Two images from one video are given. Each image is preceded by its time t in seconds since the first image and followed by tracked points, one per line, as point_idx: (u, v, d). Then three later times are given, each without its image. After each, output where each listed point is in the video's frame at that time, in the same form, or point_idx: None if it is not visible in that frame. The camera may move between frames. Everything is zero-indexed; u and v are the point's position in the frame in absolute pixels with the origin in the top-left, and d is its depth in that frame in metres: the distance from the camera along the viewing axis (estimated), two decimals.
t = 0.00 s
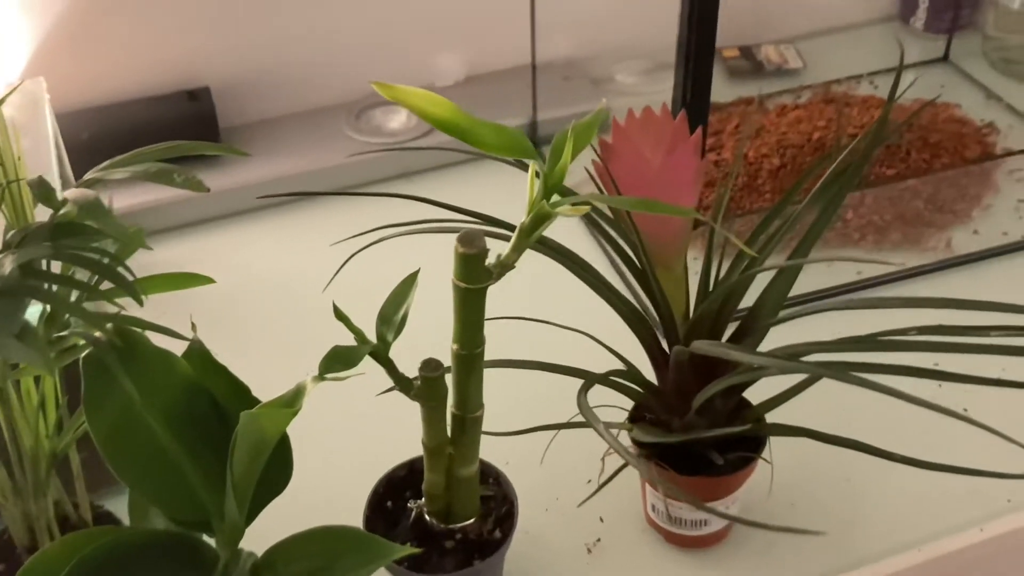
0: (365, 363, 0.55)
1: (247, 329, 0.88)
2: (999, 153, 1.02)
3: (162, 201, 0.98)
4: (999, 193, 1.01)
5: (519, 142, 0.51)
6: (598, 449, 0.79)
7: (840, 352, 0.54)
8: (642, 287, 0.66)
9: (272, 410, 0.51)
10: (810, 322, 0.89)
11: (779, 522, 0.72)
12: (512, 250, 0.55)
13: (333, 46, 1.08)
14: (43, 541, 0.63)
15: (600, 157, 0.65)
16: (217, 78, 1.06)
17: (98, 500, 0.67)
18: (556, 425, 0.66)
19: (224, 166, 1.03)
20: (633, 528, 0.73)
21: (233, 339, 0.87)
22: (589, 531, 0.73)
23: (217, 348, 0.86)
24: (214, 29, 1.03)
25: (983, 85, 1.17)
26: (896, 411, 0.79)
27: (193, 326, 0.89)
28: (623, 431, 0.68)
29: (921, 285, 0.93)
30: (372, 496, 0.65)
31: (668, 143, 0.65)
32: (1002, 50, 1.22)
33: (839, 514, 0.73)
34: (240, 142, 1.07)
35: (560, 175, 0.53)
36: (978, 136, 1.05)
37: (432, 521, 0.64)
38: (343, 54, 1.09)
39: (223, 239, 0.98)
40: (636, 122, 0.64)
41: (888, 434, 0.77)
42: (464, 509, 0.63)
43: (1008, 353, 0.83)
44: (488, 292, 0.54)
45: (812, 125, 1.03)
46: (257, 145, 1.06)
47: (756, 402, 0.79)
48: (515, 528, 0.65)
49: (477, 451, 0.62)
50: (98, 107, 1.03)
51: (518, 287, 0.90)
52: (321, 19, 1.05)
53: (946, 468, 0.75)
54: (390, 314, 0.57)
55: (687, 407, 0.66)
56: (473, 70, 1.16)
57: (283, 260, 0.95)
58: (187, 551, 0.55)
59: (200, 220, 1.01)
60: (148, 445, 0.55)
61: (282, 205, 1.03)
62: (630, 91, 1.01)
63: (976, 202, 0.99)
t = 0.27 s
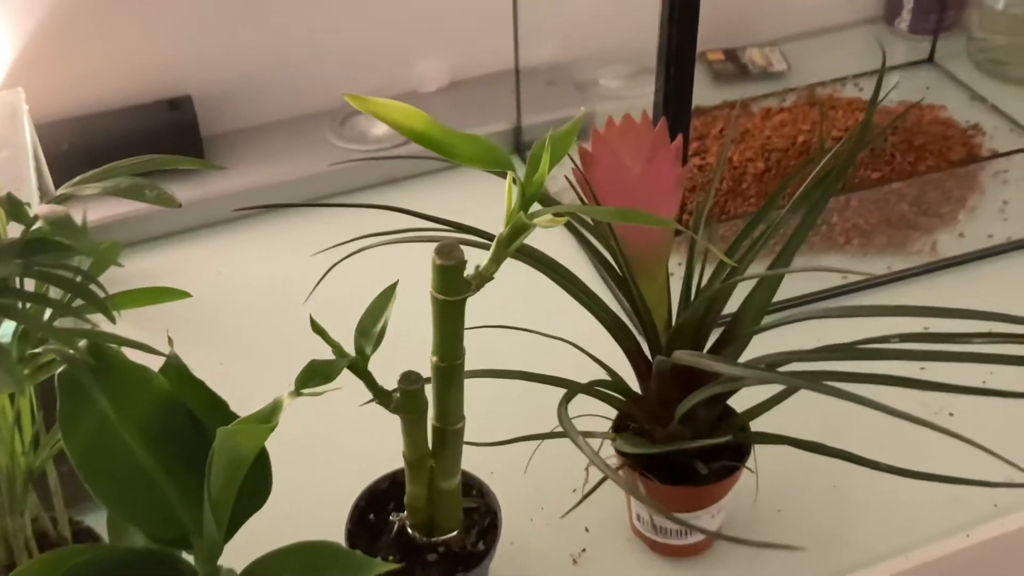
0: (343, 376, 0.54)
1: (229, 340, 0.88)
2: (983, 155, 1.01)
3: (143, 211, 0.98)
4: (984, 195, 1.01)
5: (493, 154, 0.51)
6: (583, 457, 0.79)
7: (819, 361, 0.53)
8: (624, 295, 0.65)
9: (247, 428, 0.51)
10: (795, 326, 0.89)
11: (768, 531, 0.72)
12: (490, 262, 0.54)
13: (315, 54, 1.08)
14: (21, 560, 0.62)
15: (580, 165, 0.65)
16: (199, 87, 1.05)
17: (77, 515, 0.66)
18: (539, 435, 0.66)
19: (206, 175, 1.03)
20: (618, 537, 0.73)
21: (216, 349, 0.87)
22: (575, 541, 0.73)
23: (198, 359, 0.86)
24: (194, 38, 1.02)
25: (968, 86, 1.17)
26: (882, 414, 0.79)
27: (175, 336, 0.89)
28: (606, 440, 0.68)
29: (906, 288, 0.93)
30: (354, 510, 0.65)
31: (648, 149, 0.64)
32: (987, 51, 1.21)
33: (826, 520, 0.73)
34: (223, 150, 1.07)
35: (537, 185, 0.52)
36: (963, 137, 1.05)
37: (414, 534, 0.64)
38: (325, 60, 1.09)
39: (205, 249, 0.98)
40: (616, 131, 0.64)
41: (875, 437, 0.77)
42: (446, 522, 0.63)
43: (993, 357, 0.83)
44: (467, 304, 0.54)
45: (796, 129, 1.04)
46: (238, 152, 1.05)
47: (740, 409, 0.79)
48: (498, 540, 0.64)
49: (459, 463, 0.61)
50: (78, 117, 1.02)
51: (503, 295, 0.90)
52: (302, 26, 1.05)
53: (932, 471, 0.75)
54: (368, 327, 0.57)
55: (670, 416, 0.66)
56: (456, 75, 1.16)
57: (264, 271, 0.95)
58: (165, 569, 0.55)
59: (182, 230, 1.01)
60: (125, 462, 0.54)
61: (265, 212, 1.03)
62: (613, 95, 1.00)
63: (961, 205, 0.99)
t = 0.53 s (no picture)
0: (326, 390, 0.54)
1: (215, 350, 0.87)
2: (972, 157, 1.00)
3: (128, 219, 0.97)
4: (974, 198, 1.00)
5: (477, 163, 0.50)
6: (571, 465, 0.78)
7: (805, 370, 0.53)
8: (611, 302, 0.65)
9: (228, 443, 0.50)
10: (784, 333, 0.89)
11: (759, 539, 0.71)
12: (474, 273, 0.53)
13: (300, 59, 1.07)
14: None
15: (567, 173, 0.64)
16: (184, 93, 1.05)
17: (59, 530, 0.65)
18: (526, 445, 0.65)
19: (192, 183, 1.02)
20: (608, 547, 0.72)
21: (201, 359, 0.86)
22: (564, 551, 0.72)
23: (184, 369, 0.85)
24: (179, 44, 1.01)
25: (957, 87, 1.16)
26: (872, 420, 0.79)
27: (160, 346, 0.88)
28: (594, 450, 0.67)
29: (896, 292, 0.92)
30: (340, 523, 0.64)
31: (635, 153, 0.63)
32: (974, 52, 1.20)
33: (816, 528, 0.72)
34: (209, 157, 1.06)
35: (520, 195, 0.52)
36: (952, 139, 1.05)
37: (400, 547, 0.63)
38: (311, 66, 1.08)
39: (191, 258, 0.97)
40: (602, 138, 0.63)
41: (864, 444, 0.77)
42: (433, 534, 0.62)
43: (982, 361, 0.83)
44: (451, 315, 0.53)
45: (784, 132, 1.04)
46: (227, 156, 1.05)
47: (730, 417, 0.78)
48: (486, 551, 0.64)
49: (445, 475, 0.60)
50: (61, 125, 1.01)
51: (491, 303, 0.90)
52: (287, 32, 1.05)
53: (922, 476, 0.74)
54: (352, 339, 0.56)
55: (658, 425, 0.65)
56: (443, 81, 1.15)
57: (251, 279, 0.94)
58: None
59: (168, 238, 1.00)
60: (106, 477, 0.53)
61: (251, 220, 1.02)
62: (601, 99, 1.00)
63: (950, 208, 0.98)
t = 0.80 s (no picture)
0: (307, 401, 0.53)
1: (198, 357, 0.86)
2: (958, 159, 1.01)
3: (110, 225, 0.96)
4: (960, 201, 1.00)
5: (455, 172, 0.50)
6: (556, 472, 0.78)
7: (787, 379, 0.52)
8: (597, 308, 0.64)
9: (205, 456, 0.50)
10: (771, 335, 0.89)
11: (744, 547, 0.71)
12: (455, 282, 0.53)
13: (284, 64, 1.07)
14: None
15: (550, 180, 0.64)
16: (167, 98, 1.04)
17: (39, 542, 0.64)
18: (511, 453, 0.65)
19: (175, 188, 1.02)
20: (594, 555, 0.72)
21: (184, 366, 0.85)
22: (550, 559, 0.71)
23: (166, 376, 0.84)
24: (162, 48, 1.01)
25: (944, 89, 1.16)
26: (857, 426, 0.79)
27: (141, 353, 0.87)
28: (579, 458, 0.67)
29: (884, 296, 0.92)
30: (323, 535, 0.64)
31: (619, 159, 0.63)
32: (961, 53, 1.20)
33: (802, 534, 0.72)
34: (192, 161, 1.05)
35: (501, 203, 0.51)
36: (939, 141, 1.05)
37: (384, 558, 0.63)
38: (295, 69, 1.07)
39: (174, 264, 0.96)
40: (586, 144, 0.62)
41: (849, 449, 0.77)
42: (416, 545, 0.62)
43: (968, 368, 0.82)
44: (432, 325, 0.52)
45: (769, 136, 1.03)
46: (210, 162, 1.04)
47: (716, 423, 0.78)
48: (469, 562, 0.63)
49: (428, 485, 0.60)
50: (42, 129, 1.00)
51: (475, 309, 0.89)
52: (271, 36, 1.04)
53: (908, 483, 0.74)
54: (332, 350, 0.56)
55: (642, 432, 0.65)
56: (429, 83, 1.15)
57: (234, 286, 0.94)
58: None
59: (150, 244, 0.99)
60: (85, 492, 0.53)
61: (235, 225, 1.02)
62: (587, 102, 1.00)
63: (937, 210, 0.98)
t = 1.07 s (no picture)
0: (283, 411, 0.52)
1: (178, 362, 0.85)
2: (949, 159, 1.00)
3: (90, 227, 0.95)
4: (951, 201, 0.99)
5: (434, 178, 0.48)
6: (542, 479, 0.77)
7: (771, 386, 0.51)
8: (580, 313, 0.63)
9: (176, 469, 0.49)
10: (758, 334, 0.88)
11: (731, 555, 0.70)
12: (434, 289, 0.52)
13: (268, 64, 1.06)
14: None
15: (532, 184, 0.63)
16: (150, 98, 1.03)
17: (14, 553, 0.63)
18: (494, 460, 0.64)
19: (157, 190, 1.01)
20: (579, 562, 0.71)
21: (165, 372, 0.84)
22: (534, 567, 0.70)
23: (147, 381, 0.84)
24: (144, 48, 0.99)
25: (934, 88, 1.15)
26: (845, 430, 0.78)
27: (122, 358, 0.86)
28: (563, 465, 0.66)
29: (874, 299, 0.92)
30: (302, 545, 0.62)
31: (602, 162, 0.62)
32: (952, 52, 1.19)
33: (789, 541, 0.71)
34: (175, 162, 1.04)
35: (481, 210, 0.50)
36: (929, 141, 1.04)
37: (364, 569, 0.61)
38: (280, 69, 1.06)
39: (156, 267, 0.96)
40: (568, 147, 0.61)
41: (837, 454, 0.76)
42: (396, 556, 0.61)
43: (956, 373, 0.82)
44: (411, 333, 0.51)
45: (758, 136, 1.03)
46: (193, 164, 1.03)
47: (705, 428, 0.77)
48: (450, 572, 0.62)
49: (408, 496, 0.59)
50: (23, 131, 0.99)
51: (460, 312, 0.88)
52: (254, 36, 1.03)
53: (897, 490, 0.73)
54: (309, 358, 0.54)
55: (627, 440, 0.64)
56: (415, 83, 1.14)
57: (216, 291, 0.92)
58: None
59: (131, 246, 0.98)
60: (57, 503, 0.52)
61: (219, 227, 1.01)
62: (574, 103, 0.99)
63: (927, 210, 0.97)
